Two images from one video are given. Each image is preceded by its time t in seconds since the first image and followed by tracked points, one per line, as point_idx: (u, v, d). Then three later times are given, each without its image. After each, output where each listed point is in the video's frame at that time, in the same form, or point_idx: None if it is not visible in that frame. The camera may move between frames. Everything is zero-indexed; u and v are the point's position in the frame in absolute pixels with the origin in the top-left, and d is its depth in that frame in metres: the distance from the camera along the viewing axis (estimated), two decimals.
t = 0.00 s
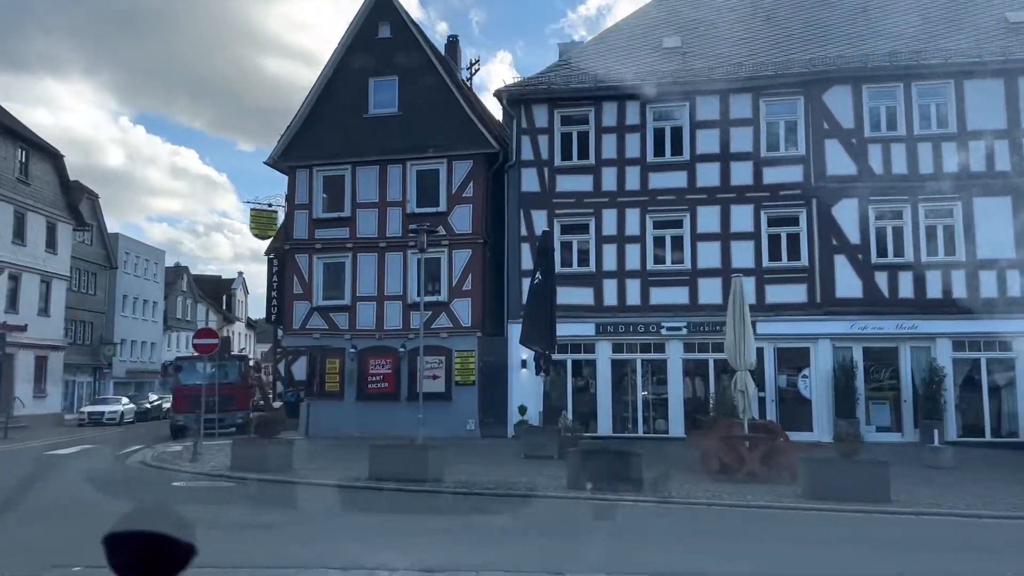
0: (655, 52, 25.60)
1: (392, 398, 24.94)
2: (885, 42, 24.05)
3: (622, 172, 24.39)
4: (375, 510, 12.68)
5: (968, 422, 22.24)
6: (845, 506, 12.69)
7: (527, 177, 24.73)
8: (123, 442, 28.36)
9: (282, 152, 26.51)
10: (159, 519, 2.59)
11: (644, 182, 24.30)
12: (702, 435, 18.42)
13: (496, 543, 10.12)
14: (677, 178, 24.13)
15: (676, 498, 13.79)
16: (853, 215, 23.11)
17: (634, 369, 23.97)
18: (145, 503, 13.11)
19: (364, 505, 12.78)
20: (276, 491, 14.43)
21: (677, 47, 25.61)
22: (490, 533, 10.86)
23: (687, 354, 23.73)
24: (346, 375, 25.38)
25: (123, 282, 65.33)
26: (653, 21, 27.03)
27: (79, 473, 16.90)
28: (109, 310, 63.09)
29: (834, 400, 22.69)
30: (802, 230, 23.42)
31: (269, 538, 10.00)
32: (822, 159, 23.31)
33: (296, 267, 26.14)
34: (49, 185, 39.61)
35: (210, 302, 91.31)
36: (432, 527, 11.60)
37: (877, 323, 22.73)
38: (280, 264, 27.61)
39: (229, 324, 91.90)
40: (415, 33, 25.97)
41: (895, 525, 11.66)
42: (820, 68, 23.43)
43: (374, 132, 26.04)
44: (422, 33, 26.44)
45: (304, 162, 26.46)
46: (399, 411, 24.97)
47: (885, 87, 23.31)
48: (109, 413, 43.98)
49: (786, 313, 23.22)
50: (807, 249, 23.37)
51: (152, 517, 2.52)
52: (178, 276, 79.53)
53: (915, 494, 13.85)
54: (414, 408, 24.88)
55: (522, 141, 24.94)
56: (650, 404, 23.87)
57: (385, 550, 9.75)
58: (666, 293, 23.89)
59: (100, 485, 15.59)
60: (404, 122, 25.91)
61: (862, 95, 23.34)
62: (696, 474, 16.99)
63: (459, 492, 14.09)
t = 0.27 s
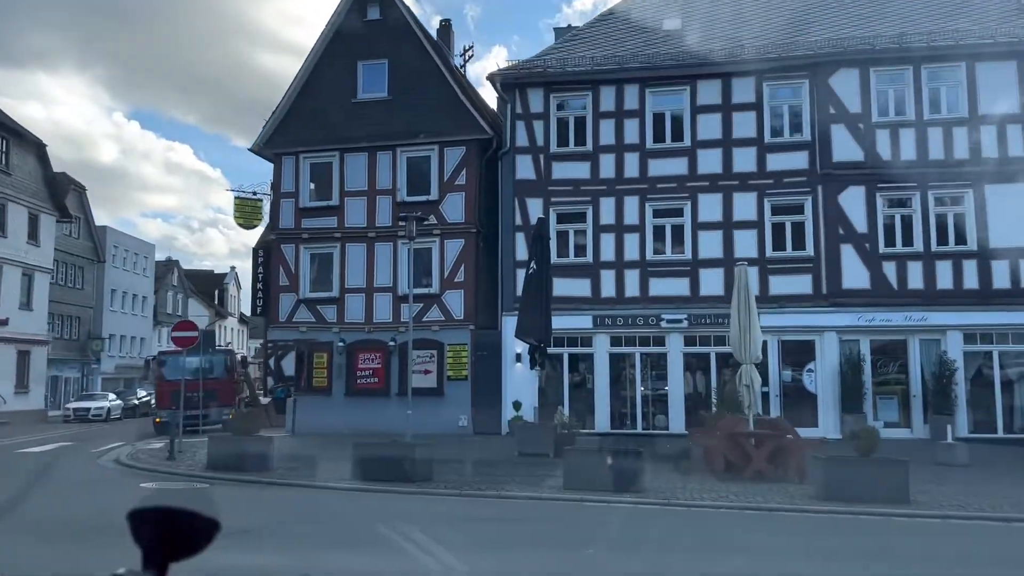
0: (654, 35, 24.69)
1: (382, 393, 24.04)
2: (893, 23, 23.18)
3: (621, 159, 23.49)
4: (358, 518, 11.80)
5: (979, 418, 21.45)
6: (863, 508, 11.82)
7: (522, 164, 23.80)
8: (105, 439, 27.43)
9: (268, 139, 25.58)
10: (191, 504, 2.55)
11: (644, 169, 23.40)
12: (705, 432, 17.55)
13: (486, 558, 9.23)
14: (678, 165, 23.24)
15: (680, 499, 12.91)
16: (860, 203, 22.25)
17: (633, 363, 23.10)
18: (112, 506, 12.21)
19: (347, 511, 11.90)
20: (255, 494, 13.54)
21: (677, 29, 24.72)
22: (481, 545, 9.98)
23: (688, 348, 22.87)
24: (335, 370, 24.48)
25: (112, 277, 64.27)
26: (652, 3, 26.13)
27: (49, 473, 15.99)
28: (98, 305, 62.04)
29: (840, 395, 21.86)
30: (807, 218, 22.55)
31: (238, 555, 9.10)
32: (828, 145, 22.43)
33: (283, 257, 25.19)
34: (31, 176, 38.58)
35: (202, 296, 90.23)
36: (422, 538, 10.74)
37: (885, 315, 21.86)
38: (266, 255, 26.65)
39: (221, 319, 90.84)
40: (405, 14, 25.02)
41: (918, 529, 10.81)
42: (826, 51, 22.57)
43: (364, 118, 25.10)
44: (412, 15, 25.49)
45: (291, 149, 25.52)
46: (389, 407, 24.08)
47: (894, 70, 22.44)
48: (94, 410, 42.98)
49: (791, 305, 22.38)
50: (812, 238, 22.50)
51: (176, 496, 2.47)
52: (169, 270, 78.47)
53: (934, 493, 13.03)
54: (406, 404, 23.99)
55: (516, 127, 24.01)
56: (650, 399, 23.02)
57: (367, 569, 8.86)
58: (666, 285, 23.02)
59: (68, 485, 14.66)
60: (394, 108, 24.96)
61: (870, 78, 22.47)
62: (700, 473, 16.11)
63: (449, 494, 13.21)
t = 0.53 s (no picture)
0: (645, 17, 23.87)
1: (362, 389, 23.17)
2: (892, 6, 22.44)
3: (610, 145, 22.67)
4: (329, 521, 10.96)
5: (979, 413, 20.79)
6: (869, 511, 11.04)
7: (508, 150, 22.95)
8: (75, 437, 26.45)
9: (244, 125, 24.63)
10: (204, 502, 3.05)
11: (634, 156, 22.59)
12: (699, 428, 16.76)
13: (464, 568, 8.41)
14: (669, 151, 22.45)
15: (674, 500, 12.09)
16: (857, 192, 21.52)
17: (622, 357, 22.31)
18: (59, 510, 11.30)
19: (314, 515, 11.03)
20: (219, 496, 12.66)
21: (669, 12, 23.91)
22: (460, 552, 9.15)
23: (679, 341, 22.10)
24: (313, 364, 23.57)
25: (92, 271, 63.01)
26: None
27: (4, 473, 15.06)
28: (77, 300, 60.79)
29: (837, 389, 21.14)
30: (803, 207, 21.81)
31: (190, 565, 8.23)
32: (824, 131, 21.68)
33: (259, 247, 24.26)
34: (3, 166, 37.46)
35: (184, 291, 88.81)
36: (395, 543, 9.89)
37: (883, 307, 21.15)
38: (242, 245, 25.69)
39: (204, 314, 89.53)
40: None
41: (931, 531, 10.06)
42: (822, 34, 21.82)
43: (343, 102, 24.18)
44: None
45: (267, 135, 24.57)
46: (369, 402, 23.20)
47: (893, 54, 21.71)
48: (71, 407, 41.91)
49: (785, 296, 21.64)
50: (807, 228, 21.76)
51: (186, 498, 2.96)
52: (151, 264, 77.19)
53: (942, 493, 12.27)
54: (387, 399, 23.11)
55: (502, 112, 23.14)
56: (640, 394, 22.25)
57: None
58: (656, 276, 22.24)
59: (20, 486, 13.73)
60: (375, 92, 24.05)
61: (867, 62, 21.72)
62: (693, 472, 15.32)
63: (427, 495, 12.37)
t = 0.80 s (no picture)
0: None
1: (330, 383, 22.24)
2: None
3: (588, 131, 21.88)
4: (282, 525, 10.07)
5: (966, 407, 20.28)
6: (864, 512, 10.32)
7: (482, 135, 22.08)
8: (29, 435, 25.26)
9: (206, 109, 23.57)
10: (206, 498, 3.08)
11: (613, 142, 21.81)
12: (680, 424, 16.02)
13: None
14: (649, 138, 21.70)
15: (656, 500, 11.31)
16: (842, 180, 20.89)
17: (600, 351, 21.56)
18: None
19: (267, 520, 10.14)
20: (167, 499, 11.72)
21: None
22: (424, 561, 8.31)
23: (659, 334, 21.37)
24: (279, 358, 22.60)
25: (57, 264, 61.33)
26: None
27: None
28: (41, 294, 59.10)
29: (821, 383, 20.51)
30: (786, 196, 21.15)
31: None
32: (808, 117, 21.01)
33: (222, 236, 23.22)
34: None
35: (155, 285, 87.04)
36: (355, 550, 9.03)
37: (868, 299, 20.54)
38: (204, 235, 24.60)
39: (175, 309, 87.74)
40: None
41: (932, 534, 9.36)
42: (806, 17, 21.15)
43: (311, 85, 23.19)
44: None
45: (231, 120, 23.53)
46: (338, 398, 22.27)
47: (878, 38, 21.09)
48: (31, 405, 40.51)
49: (768, 288, 20.98)
50: (791, 218, 21.11)
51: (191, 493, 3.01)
52: (120, 258, 75.45)
53: (938, 492, 11.60)
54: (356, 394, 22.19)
55: (476, 96, 22.26)
56: (618, 389, 21.50)
57: None
58: (636, 267, 21.49)
59: None
60: (344, 75, 23.08)
61: (852, 47, 21.09)
62: (675, 470, 14.56)
63: (392, 496, 11.52)
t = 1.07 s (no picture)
0: None
1: (287, 378, 21.24)
2: None
3: (557, 115, 21.07)
4: (218, 530, 9.15)
5: (941, 401, 19.83)
6: (849, 513, 9.63)
7: (447, 119, 21.18)
8: None
9: (156, 90, 22.39)
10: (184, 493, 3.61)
11: (583, 128, 21.02)
12: (652, 420, 15.29)
13: None
14: (620, 123, 20.94)
15: (627, 501, 10.53)
16: (817, 168, 20.29)
17: (568, 344, 20.79)
18: None
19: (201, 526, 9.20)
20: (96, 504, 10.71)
21: None
22: (371, 571, 7.43)
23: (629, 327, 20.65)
24: (233, 352, 21.53)
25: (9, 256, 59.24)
26: None
27: None
28: None
29: (795, 377, 19.93)
30: (760, 185, 20.53)
31: None
32: (783, 103, 20.38)
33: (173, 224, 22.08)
34: None
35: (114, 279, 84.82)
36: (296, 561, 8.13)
37: (844, 290, 19.98)
38: (154, 222, 23.41)
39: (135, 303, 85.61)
40: None
41: (924, 537, 8.68)
42: None
43: (267, 66, 22.11)
44: None
45: (182, 101, 22.37)
46: (295, 393, 21.25)
47: (854, 23, 20.53)
48: None
49: (742, 279, 20.35)
50: (765, 207, 20.49)
51: (169, 491, 3.54)
52: (77, 251, 73.29)
53: (925, 491, 10.97)
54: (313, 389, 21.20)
55: (441, 78, 21.34)
56: (587, 383, 20.76)
57: None
58: (606, 257, 20.74)
59: None
60: (302, 55, 22.03)
61: (828, 32, 20.49)
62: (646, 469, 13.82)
63: (343, 499, 10.61)
